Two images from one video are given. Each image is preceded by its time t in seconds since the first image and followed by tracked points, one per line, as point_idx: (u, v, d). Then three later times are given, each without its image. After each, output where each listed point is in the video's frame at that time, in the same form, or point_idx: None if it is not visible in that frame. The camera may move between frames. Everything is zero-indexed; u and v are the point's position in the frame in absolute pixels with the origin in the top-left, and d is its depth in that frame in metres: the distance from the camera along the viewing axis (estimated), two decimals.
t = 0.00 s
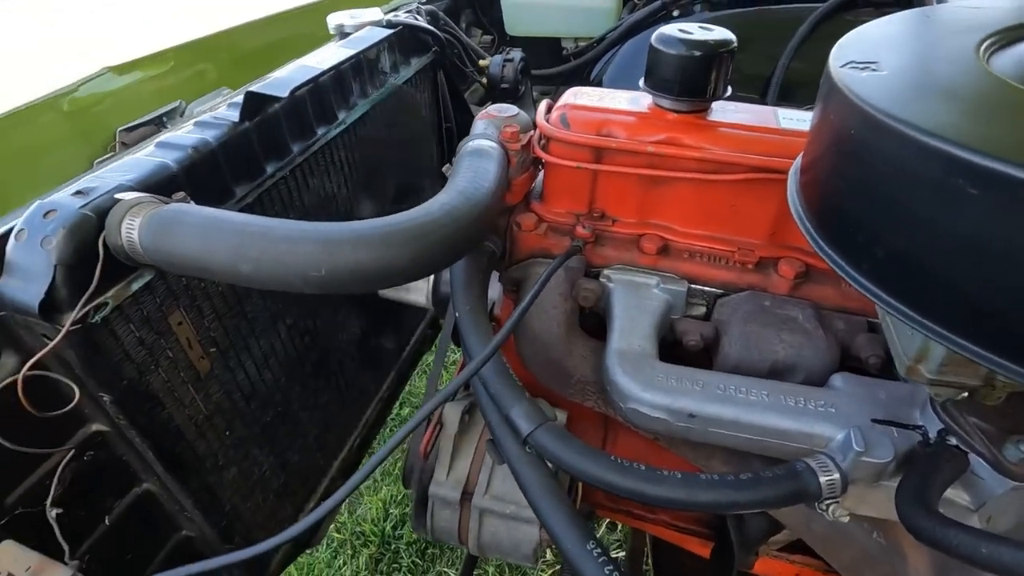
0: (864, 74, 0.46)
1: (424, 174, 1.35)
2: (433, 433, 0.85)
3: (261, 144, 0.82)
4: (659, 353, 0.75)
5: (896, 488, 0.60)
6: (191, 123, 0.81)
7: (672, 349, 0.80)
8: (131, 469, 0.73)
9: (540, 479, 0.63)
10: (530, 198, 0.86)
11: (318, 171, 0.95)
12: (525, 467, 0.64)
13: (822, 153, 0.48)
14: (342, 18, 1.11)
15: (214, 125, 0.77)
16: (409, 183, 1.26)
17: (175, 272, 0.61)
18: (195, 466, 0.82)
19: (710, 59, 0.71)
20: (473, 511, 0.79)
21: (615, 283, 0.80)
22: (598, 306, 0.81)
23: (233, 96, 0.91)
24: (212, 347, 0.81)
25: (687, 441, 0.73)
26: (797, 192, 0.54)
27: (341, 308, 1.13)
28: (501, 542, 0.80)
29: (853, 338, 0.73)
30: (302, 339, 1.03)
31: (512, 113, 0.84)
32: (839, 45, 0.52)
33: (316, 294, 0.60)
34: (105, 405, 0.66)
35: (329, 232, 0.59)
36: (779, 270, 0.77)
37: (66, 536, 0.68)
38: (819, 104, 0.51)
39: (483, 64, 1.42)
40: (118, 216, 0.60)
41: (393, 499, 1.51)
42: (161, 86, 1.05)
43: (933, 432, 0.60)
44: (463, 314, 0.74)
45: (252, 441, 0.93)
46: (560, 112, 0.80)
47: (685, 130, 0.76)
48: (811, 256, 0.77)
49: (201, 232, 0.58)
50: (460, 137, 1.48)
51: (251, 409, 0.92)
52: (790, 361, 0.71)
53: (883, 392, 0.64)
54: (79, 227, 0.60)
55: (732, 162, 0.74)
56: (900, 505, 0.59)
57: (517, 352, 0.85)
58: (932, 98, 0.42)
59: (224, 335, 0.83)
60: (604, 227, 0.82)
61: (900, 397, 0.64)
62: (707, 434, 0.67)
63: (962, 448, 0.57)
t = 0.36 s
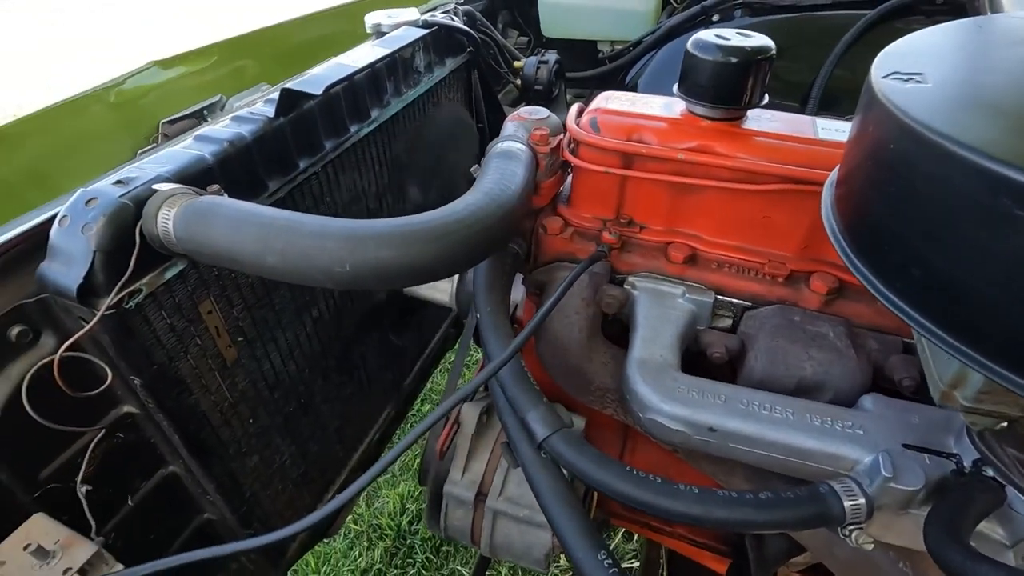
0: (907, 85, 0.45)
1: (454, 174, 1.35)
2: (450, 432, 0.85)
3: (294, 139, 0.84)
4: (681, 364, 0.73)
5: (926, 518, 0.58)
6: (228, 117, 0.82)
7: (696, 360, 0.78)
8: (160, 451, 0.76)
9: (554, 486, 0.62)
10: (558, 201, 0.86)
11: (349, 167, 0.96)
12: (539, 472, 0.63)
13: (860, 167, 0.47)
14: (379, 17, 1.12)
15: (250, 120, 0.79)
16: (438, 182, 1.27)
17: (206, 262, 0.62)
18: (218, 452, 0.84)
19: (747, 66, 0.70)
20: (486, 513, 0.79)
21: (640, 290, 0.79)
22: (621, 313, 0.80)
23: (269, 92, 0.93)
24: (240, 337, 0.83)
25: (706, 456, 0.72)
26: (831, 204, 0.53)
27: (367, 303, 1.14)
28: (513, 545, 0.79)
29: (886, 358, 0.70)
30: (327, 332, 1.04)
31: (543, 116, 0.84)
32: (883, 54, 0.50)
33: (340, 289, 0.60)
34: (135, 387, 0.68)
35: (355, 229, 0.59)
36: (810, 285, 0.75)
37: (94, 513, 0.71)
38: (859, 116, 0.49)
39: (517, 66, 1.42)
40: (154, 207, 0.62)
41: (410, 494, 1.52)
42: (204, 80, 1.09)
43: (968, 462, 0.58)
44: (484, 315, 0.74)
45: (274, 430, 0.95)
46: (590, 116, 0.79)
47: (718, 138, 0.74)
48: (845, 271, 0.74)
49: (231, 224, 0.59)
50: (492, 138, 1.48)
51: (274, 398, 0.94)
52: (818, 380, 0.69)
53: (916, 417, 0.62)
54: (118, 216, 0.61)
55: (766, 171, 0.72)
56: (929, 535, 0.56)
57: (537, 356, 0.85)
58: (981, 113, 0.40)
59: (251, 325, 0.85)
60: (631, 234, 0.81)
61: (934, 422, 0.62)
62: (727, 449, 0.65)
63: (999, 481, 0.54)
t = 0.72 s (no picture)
0: (939, 89, 0.43)
1: (477, 170, 1.36)
2: (461, 427, 0.85)
3: (319, 131, 0.85)
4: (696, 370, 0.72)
5: (944, 540, 0.56)
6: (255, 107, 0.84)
7: (712, 366, 0.77)
8: (176, 430, 0.78)
9: (559, 485, 0.62)
10: (578, 200, 0.85)
11: (372, 161, 0.97)
12: (545, 471, 0.63)
13: (886, 173, 0.45)
14: (408, 12, 1.13)
15: (277, 110, 0.80)
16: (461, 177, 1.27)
17: (226, 249, 0.64)
18: (235, 434, 0.86)
19: (776, 67, 0.68)
20: (493, 509, 0.79)
21: (657, 293, 0.78)
22: (637, 315, 0.79)
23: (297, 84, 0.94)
24: (259, 323, 0.84)
25: (718, 464, 0.71)
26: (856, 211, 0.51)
27: (385, 295, 1.15)
28: (519, 543, 0.79)
29: (911, 373, 0.68)
30: (345, 322, 1.05)
31: (566, 114, 0.83)
32: (916, 57, 0.48)
33: (355, 280, 0.61)
34: (156, 368, 0.70)
35: (372, 221, 0.60)
36: (834, 294, 0.73)
37: (113, 487, 0.73)
38: (889, 119, 0.47)
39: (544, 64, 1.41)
40: (179, 193, 0.63)
41: (423, 487, 1.53)
42: (237, 74, 1.13)
43: (992, 484, 0.56)
44: (498, 312, 0.74)
45: (290, 417, 0.97)
46: (613, 114, 0.78)
47: (743, 140, 0.73)
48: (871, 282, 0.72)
49: (252, 212, 0.60)
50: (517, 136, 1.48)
51: (291, 385, 0.95)
52: (837, 392, 0.67)
53: (939, 436, 0.60)
54: (146, 199, 0.63)
55: (792, 176, 0.70)
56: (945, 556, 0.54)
57: (551, 354, 0.85)
58: (1017, 120, 0.38)
59: (270, 312, 0.86)
60: (651, 235, 0.80)
61: (958, 441, 0.59)
62: (739, 458, 0.64)
63: None
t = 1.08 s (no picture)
0: (994, 84, 0.41)
1: (501, 164, 1.35)
2: (480, 420, 0.85)
3: (347, 122, 0.85)
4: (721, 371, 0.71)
5: (978, 555, 0.54)
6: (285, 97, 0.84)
7: (737, 369, 0.75)
8: (199, 413, 0.79)
9: (579, 483, 0.61)
10: (604, 196, 0.84)
11: (398, 153, 0.98)
12: (565, 467, 0.62)
13: (934, 171, 0.44)
14: (437, 4, 1.13)
15: (306, 99, 0.80)
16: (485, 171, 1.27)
17: (254, 235, 0.64)
18: (257, 420, 0.87)
19: (814, 63, 0.66)
20: (510, 505, 0.79)
21: (683, 292, 0.76)
22: (662, 314, 0.77)
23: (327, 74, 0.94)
24: (283, 311, 0.85)
25: (741, 468, 0.69)
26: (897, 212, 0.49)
27: (407, 287, 1.15)
28: (534, 539, 0.79)
29: (946, 382, 0.66)
30: (366, 313, 1.06)
31: (594, 109, 0.83)
32: (968, 51, 0.46)
33: (380, 270, 0.61)
34: (183, 351, 0.71)
35: (398, 211, 0.60)
36: (867, 299, 0.71)
37: (139, 467, 0.75)
38: (937, 116, 0.45)
39: (572, 59, 1.40)
40: (210, 178, 0.64)
41: (438, 480, 1.54)
42: (265, 66, 1.16)
43: None
44: (521, 306, 0.73)
45: (310, 405, 0.98)
46: (643, 110, 0.77)
47: (777, 138, 0.71)
48: (906, 286, 0.70)
49: (281, 199, 0.61)
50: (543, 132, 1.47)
51: (312, 373, 0.96)
52: (868, 399, 0.65)
53: (975, 448, 0.58)
54: (177, 183, 0.64)
55: (827, 176, 0.68)
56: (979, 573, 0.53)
57: (572, 351, 0.84)
58: None
59: (295, 300, 0.87)
60: (678, 233, 0.79)
61: (996, 454, 0.57)
62: (764, 463, 0.63)
63: None
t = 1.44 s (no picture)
0: None
1: (522, 161, 1.34)
2: (506, 421, 0.85)
3: (376, 118, 0.85)
4: (754, 376, 0.70)
5: None
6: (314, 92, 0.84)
7: (769, 374, 0.74)
8: (225, 408, 0.80)
9: (613, 488, 0.60)
10: (634, 196, 0.83)
11: (424, 150, 0.97)
12: (598, 471, 0.62)
13: (998, 178, 0.42)
14: None
15: (336, 95, 0.80)
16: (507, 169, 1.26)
17: (287, 232, 0.64)
18: (281, 416, 0.87)
19: (859, 63, 0.64)
20: (535, 506, 0.79)
21: (715, 294, 0.75)
22: (693, 317, 0.76)
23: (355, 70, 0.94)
24: (309, 307, 0.85)
25: (773, 475, 0.68)
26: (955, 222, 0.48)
27: (428, 284, 1.15)
28: (559, 542, 0.78)
29: (987, 391, 0.64)
30: (389, 310, 1.06)
31: (626, 107, 0.82)
32: None
33: (414, 269, 0.60)
34: (213, 347, 0.71)
35: (434, 210, 0.59)
36: (906, 305, 0.69)
37: (169, 461, 0.75)
38: (1001, 120, 0.44)
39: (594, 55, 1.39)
40: (244, 174, 0.64)
41: (452, 477, 1.53)
42: (290, 61, 1.16)
43: None
44: (553, 307, 0.72)
45: (333, 401, 0.97)
46: (678, 109, 0.76)
47: (817, 140, 0.70)
48: (946, 292, 0.69)
49: (315, 196, 0.60)
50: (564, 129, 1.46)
51: (336, 369, 0.96)
52: (907, 408, 0.64)
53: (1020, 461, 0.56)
54: (212, 179, 0.64)
55: (868, 179, 0.67)
56: None
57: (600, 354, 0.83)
58: None
59: (320, 297, 0.87)
60: (710, 235, 0.78)
61: None
62: (801, 471, 0.62)
63: None
